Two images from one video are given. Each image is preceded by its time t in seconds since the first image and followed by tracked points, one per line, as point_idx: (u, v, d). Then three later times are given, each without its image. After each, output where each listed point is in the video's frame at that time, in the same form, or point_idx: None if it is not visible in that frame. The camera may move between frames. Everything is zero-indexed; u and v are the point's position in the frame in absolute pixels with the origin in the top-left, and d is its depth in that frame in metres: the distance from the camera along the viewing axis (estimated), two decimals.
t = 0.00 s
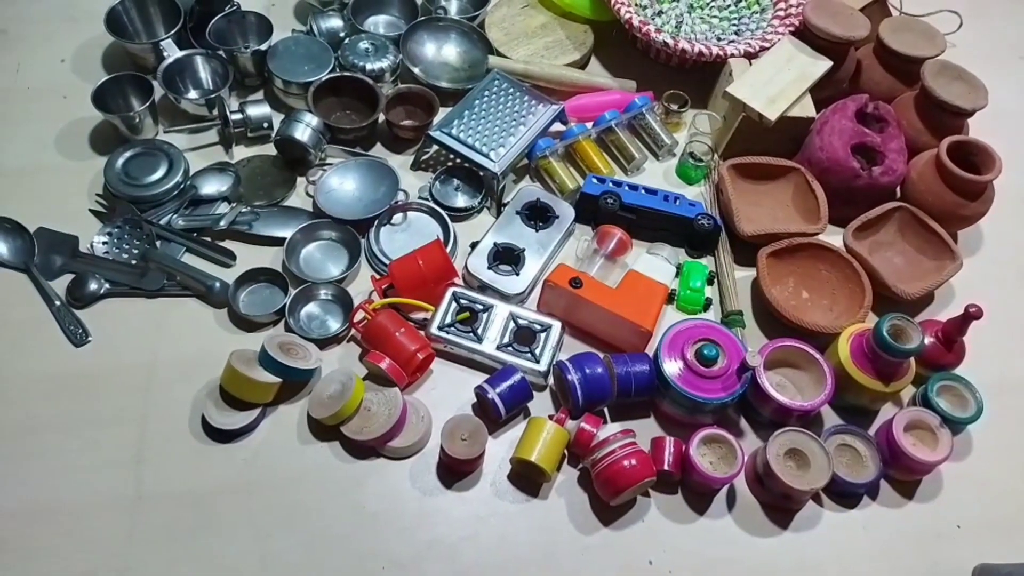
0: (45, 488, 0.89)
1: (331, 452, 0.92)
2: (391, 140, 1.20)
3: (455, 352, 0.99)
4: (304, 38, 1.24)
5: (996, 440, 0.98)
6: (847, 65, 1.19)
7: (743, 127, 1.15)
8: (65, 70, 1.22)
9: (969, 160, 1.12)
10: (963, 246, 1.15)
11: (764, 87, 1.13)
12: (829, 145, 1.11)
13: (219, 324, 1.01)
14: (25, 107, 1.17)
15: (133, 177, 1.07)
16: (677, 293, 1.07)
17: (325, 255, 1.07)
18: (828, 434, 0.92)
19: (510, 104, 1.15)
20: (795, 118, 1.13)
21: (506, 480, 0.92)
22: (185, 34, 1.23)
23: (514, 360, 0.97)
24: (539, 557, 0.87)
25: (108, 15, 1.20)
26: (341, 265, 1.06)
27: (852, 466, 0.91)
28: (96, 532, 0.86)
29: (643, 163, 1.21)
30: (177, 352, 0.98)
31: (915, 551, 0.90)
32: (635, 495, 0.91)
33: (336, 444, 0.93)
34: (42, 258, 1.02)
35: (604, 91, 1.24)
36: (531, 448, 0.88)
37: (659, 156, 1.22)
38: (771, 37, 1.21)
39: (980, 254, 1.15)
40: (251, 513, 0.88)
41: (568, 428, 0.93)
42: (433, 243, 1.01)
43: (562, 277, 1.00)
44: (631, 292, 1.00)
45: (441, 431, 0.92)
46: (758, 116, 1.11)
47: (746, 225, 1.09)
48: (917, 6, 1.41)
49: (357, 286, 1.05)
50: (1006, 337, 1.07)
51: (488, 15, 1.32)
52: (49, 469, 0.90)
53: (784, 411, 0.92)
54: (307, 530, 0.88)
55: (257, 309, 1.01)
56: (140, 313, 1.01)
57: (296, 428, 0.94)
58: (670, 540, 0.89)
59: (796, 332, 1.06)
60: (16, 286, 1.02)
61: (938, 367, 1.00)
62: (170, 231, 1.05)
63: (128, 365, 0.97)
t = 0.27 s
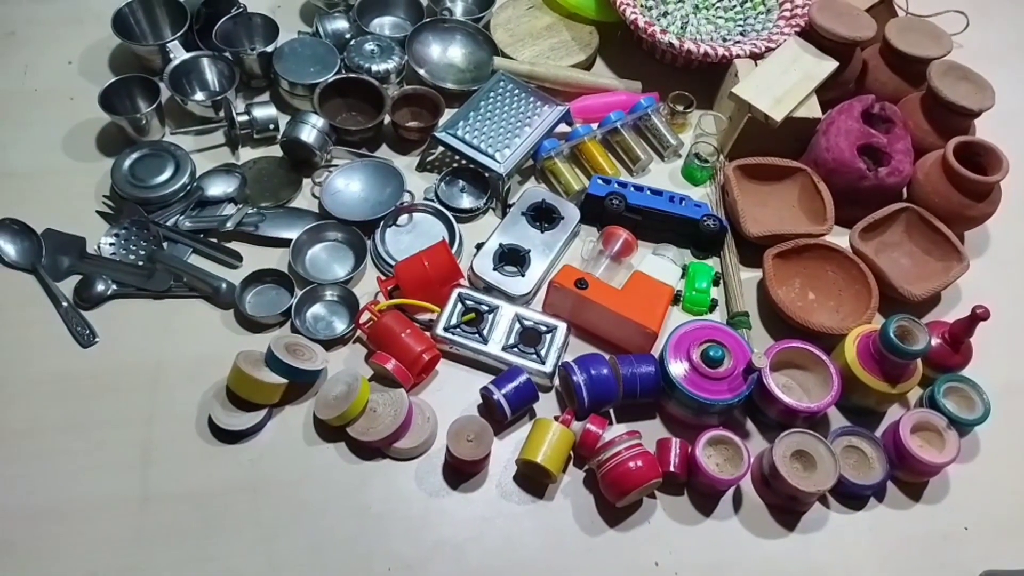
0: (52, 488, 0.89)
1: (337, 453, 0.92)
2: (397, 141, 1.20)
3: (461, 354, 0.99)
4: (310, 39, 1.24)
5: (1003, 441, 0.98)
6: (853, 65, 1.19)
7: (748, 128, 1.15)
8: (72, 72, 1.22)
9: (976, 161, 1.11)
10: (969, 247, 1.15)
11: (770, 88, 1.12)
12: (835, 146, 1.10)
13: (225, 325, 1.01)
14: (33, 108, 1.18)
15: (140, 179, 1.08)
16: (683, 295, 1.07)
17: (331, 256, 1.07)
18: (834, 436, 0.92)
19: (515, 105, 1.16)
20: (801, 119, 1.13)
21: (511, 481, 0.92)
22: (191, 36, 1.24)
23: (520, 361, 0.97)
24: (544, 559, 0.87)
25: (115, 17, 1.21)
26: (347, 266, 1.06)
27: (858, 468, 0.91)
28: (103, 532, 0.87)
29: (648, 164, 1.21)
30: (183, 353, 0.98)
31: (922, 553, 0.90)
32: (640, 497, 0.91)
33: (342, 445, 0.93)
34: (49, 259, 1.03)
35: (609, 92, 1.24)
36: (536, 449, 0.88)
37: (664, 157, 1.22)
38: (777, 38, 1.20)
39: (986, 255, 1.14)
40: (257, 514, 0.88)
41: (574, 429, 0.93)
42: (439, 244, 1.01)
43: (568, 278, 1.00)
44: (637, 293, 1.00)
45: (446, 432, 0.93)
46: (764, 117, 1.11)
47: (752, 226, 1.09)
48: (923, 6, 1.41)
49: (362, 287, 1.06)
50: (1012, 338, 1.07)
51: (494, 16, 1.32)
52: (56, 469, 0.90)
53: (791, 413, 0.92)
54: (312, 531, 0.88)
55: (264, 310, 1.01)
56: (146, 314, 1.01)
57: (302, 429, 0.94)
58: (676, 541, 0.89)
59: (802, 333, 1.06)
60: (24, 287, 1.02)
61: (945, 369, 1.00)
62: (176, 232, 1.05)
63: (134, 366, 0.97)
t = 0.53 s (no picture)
0: (56, 492, 0.89)
1: (340, 456, 0.93)
2: (400, 144, 1.20)
3: (464, 356, 0.99)
4: (312, 43, 1.24)
5: (1008, 443, 0.98)
6: (856, 66, 1.18)
7: (751, 129, 1.15)
8: (75, 76, 1.23)
9: (979, 162, 1.11)
10: (973, 248, 1.15)
11: (773, 89, 1.12)
12: (838, 147, 1.10)
13: (229, 328, 1.01)
14: (37, 112, 1.18)
15: (144, 183, 1.08)
16: (686, 297, 1.07)
17: (334, 259, 1.07)
18: (838, 438, 0.92)
19: (517, 107, 1.16)
20: (804, 120, 1.13)
21: (515, 483, 0.92)
22: (194, 40, 1.24)
23: (523, 364, 0.97)
24: (548, 562, 0.87)
25: (118, 21, 1.21)
26: (350, 269, 1.06)
27: (862, 470, 0.91)
28: (107, 536, 0.87)
29: (651, 166, 1.21)
30: (186, 357, 0.98)
31: (926, 556, 0.90)
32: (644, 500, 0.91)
33: (346, 448, 0.93)
34: (53, 262, 1.03)
35: (612, 94, 1.24)
36: (539, 451, 0.88)
37: (667, 159, 1.22)
38: (779, 39, 1.20)
39: (990, 256, 1.14)
40: (261, 517, 0.88)
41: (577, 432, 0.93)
42: (442, 246, 1.01)
43: (571, 281, 1.00)
44: (640, 295, 1.00)
45: (449, 435, 0.93)
46: (767, 119, 1.11)
47: (755, 228, 1.09)
48: (926, 7, 1.41)
49: (365, 290, 1.06)
50: (1017, 339, 1.06)
51: (496, 18, 1.32)
52: (60, 473, 0.90)
53: (794, 415, 0.92)
54: (315, 534, 0.88)
55: (267, 313, 1.01)
56: (150, 317, 1.01)
57: (305, 432, 0.94)
58: (679, 544, 0.89)
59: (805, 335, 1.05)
60: (28, 290, 1.02)
61: (949, 370, 0.99)
62: (180, 235, 1.05)
63: (138, 369, 0.97)
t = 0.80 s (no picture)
0: (56, 495, 0.89)
1: (339, 459, 0.93)
2: (399, 148, 1.20)
3: (463, 359, 1.00)
4: (312, 47, 1.25)
5: (1006, 445, 0.98)
6: (854, 70, 1.19)
7: (750, 133, 1.15)
8: (76, 80, 1.23)
9: (978, 164, 1.11)
10: (971, 251, 1.15)
11: (771, 93, 1.13)
12: (836, 150, 1.10)
13: (228, 331, 1.01)
14: (37, 117, 1.18)
15: (143, 186, 1.08)
16: (685, 299, 1.07)
17: (334, 262, 1.07)
18: (837, 440, 0.92)
19: (516, 111, 1.16)
20: (803, 123, 1.13)
21: (513, 486, 0.92)
22: (195, 44, 1.24)
23: (522, 367, 0.97)
24: (546, 564, 0.87)
25: (119, 26, 1.22)
26: (349, 272, 1.06)
27: (861, 472, 0.91)
28: (106, 539, 0.87)
29: (650, 169, 1.21)
30: (185, 360, 0.99)
31: (925, 558, 0.90)
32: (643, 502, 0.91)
33: (345, 451, 0.93)
34: (53, 266, 1.03)
35: (611, 97, 1.24)
36: (538, 454, 0.88)
37: (666, 162, 1.22)
38: (777, 43, 1.21)
39: (989, 259, 1.14)
40: (260, 520, 0.89)
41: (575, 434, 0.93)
42: (441, 250, 1.01)
43: (570, 283, 1.00)
44: (639, 298, 1.00)
45: (448, 438, 0.93)
46: (765, 122, 1.11)
47: (754, 231, 1.09)
48: (924, 11, 1.41)
49: (365, 293, 1.06)
50: (1016, 342, 1.06)
51: (496, 23, 1.32)
52: (59, 476, 0.90)
53: (793, 417, 0.92)
54: (314, 537, 0.88)
55: (267, 316, 1.02)
56: (150, 321, 1.01)
57: (304, 435, 0.94)
58: (678, 547, 0.89)
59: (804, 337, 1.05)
60: (28, 294, 1.03)
61: (947, 372, 1.00)
62: (179, 239, 1.06)
63: (138, 373, 0.97)
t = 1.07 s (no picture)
0: (57, 494, 0.89)
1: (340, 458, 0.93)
2: (399, 147, 1.20)
3: (463, 358, 1.00)
4: (312, 47, 1.25)
5: (1006, 443, 0.98)
6: (854, 69, 1.19)
7: (750, 131, 1.15)
8: (76, 80, 1.23)
9: (977, 163, 1.11)
10: (971, 249, 1.15)
11: (770, 92, 1.13)
12: (836, 149, 1.11)
13: (229, 331, 1.01)
14: (38, 117, 1.19)
15: (144, 186, 1.08)
16: (685, 298, 1.07)
17: (334, 262, 1.07)
18: (837, 438, 0.92)
19: (516, 110, 1.16)
20: (802, 122, 1.13)
21: (514, 484, 0.92)
22: (195, 44, 1.25)
23: (523, 365, 0.97)
24: (547, 563, 0.87)
25: (119, 26, 1.22)
26: (350, 271, 1.07)
27: (861, 470, 0.91)
28: (107, 538, 0.87)
29: (650, 168, 1.21)
30: (186, 359, 0.99)
31: (926, 556, 0.90)
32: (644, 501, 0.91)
33: (346, 450, 0.93)
34: (54, 266, 1.03)
35: (611, 97, 1.24)
36: (539, 453, 0.88)
37: (666, 161, 1.22)
38: (777, 42, 1.21)
39: (989, 257, 1.14)
40: (261, 519, 0.89)
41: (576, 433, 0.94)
42: (441, 249, 1.01)
43: (570, 282, 1.00)
44: (639, 297, 1.00)
45: (449, 436, 0.93)
46: (764, 121, 1.11)
47: (754, 229, 1.10)
48: (923, 9, 1.41)
49: (365, 293, 1.06)
50: (1016, 340, 1.07)
51: (495, 22, 1.32)
52: (61, 476, 0.90)
53: (793, 415, 0.92)
54: (315, 537, 0.88)
55: (267, 316, 1.02)
56: (151, 320, 1.01)
57: (305, 434, 0.94)
58: (679, 545, 0.89)
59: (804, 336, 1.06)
60: (29, 294, 1.03)
61: (947, 370, 1.00)
62: (180, 238, 1.06)
63: (139, 373, 0.98)
